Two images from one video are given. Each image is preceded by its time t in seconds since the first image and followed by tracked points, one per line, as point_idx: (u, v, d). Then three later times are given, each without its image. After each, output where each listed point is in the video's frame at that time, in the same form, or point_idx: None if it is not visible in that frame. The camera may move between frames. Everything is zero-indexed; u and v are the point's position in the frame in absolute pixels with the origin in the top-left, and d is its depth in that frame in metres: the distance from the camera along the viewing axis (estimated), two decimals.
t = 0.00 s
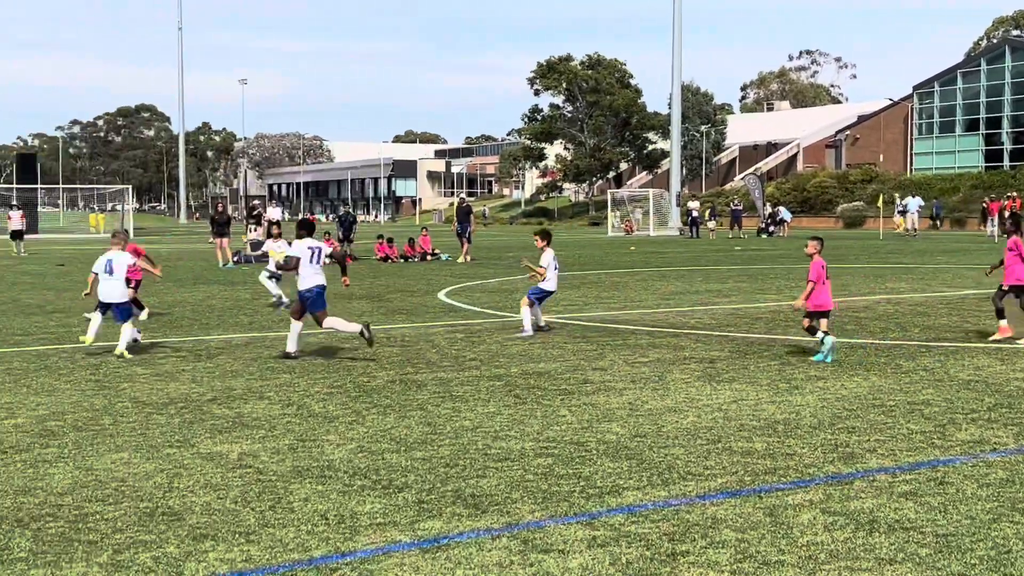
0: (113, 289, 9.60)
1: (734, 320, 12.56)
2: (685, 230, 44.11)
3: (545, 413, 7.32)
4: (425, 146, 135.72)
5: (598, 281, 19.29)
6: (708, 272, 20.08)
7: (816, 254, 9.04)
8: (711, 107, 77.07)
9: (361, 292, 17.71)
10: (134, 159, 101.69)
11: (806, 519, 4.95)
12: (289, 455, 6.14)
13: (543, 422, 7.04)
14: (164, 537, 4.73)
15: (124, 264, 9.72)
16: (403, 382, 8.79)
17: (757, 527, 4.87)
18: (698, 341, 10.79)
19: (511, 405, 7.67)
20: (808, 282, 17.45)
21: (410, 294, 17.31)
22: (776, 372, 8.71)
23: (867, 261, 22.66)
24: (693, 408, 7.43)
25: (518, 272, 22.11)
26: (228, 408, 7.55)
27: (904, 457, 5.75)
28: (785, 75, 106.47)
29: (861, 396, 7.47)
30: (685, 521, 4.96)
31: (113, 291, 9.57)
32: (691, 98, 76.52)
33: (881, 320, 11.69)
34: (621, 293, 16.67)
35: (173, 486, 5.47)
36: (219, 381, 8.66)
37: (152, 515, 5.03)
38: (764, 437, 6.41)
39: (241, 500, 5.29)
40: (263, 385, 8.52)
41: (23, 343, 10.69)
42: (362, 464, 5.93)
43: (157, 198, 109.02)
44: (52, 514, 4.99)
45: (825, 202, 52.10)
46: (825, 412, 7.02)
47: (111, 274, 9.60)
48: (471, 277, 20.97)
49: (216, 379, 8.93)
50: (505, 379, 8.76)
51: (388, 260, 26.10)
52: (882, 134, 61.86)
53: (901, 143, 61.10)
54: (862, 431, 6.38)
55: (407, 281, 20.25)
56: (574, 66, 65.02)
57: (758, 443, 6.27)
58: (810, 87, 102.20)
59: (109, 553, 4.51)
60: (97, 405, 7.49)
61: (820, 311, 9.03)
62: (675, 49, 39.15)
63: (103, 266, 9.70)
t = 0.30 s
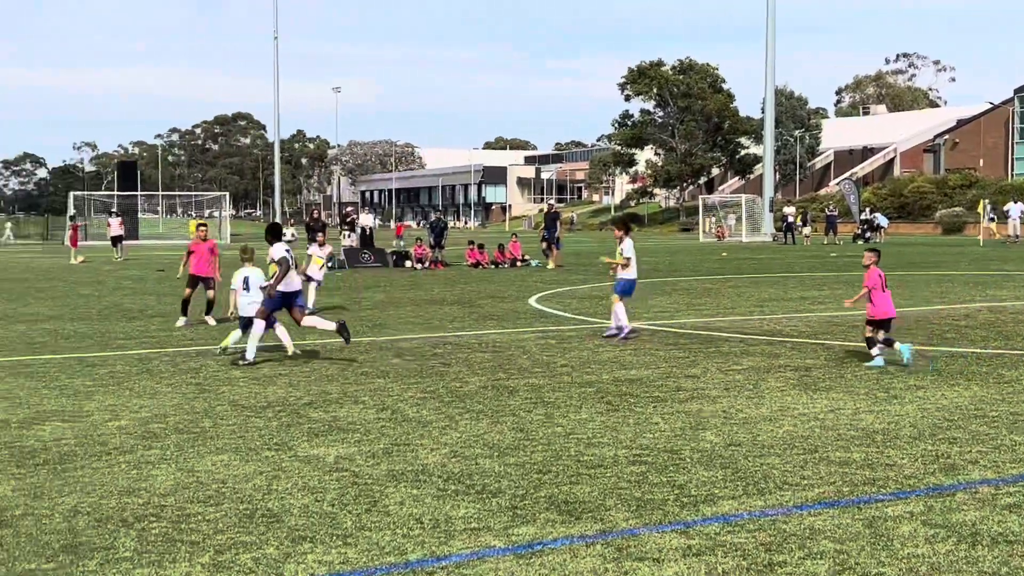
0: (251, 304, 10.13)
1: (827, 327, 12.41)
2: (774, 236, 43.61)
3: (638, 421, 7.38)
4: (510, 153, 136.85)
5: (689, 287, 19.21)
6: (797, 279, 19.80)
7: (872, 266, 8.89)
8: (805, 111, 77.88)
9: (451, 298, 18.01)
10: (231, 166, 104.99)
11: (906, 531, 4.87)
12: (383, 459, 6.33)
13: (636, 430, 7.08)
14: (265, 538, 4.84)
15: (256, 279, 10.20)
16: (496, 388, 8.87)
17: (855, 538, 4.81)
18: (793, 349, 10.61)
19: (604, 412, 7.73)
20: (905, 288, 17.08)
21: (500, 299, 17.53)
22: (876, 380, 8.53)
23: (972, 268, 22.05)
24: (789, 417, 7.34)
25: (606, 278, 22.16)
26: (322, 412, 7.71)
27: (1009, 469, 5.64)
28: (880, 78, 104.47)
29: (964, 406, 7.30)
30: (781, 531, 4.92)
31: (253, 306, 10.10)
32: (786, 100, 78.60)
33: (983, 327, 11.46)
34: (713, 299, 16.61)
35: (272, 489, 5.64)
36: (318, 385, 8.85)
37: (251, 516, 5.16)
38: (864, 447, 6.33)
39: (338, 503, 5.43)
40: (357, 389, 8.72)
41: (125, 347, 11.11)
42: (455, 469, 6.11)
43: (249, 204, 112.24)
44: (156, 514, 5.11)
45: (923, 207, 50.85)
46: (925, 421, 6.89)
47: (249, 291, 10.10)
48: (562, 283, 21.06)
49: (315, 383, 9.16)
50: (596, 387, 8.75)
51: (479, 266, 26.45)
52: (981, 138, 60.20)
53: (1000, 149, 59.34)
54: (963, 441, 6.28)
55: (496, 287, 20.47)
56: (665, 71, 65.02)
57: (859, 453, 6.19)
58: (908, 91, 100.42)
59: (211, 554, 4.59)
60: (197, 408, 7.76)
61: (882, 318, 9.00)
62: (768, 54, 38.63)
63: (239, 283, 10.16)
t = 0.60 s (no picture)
0: (334, 299, 10.73)
1: (903, 335, 12.11)
2: (852, 242, 42.70)
3: (709, 429, 7.31)
4: (583, 158, 136.73)
5: (763, 294, 18.94)
6: (875, 287, 19.39)
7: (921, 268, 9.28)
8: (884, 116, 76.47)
9: (522, 303, 18.08)
10: (308, 172, 107.02)
11: (983, 544, 4.76)
12: (453, 464, 6.39)
13: (708, 438, 7.01)
14: (335, 542, 4.93)
15: (335, 275, 10.85)
16: (566, 394, 8.85)
17: (930, 550, 4.70)
18: (868, 358, 10.40)
19: (674, 420, 7.68)
20: (988, 297, 16.58)
21: (571, 305, 17.52)
22: (954, 391, 8.28)
23: None
24: (862, 426, 7.20)
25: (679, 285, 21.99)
26: (393, 417, 7.82)
27: None
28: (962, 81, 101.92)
29: None
30: (854, 542, 4.84)
31: (339, 300, 10.72)
32: (864, 106, 77.60)
33: None
34: (789, 306, 16.34)
35: (343, 492, 5.74)
36: (389, 390, 8.95)
37: (322, 520, 5.27)
38: (940, 457, 6.21)
39: (408, 507, 5.51)
40: (429, 394, 8.82)
41: (201, 351, 11.41)
42: (524, 475, 6.14)
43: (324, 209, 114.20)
44: (229, 517, 5.24)
45: (1005, 212, 49.35)
46: (1001, 433, 6.73)
47: (332, 287, 10.70)
48: (635, 290, 20.95)
49: (386, 388, 9.21)
50: (667, 395, 8.69)
51: (551, 272, 26.45)
52: None
53: None
54: None
55: (567, 293, 20.47)
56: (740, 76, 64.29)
57: (935, 463, 6.07)
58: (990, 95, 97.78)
59: (282, 557, 4.69)
60: (271, 411, 7.94)
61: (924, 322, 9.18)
62: (846, 59, 37.86)
63: (319, 280, 10.69)
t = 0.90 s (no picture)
0: (371, 299, 10.96)
1: (959, 342, 11.92)
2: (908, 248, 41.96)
3: (756, 435, 7.23)
4: (634, 164, 136.30)
5: (814, 300, 18.74)
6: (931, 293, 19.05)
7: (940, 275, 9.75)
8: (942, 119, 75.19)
9: (571, 308, 18.08)
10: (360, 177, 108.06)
11: None
12: (498, 468, 6.42)
13: (755, 445, 6.95)
14: (379, 545, 4.98)
15: (373, 275, 11.14)
16: (612, 400, 8.83)
17: (981, 560, 4.62)
18: (921, 365, 10.23)
19: (722, 426, 7.62)
20: None
21: (620, 310, 17.47)
22: (1010, 399, 8.13)
23: None
24: (914, 433, 7.09)
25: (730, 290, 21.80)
26: (440, 421, 7.88)
27: None
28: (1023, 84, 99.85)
29: None
30: (902, 551, 4.77)
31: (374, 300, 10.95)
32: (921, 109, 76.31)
33: None
34: (841, 312, 16.13)
35: (388, 495, 5.79)
36: (435, 394, 9.00)
37: (367, 522, 5.32)
38: (993, 467, 6.11)
39: (452, 511, 5.55)
40: (476, 398, 8.86)
41: (252, 354, 11.59)
42: (569, 481, 6.14)
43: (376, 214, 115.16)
44: (274, 519, 5.32)
45: None
46: None
47: (370, 286, 10.97)
48: (685, 295, 20.82)
49: (432, 392, 9.27)
50: (716, 401, 8.62)
51: (601, 277, 26.37)
52: None
53: None
54: None
55: (616, 298, 20.42)
56: (795, 80, 63.51)
57: (987, 473, 5.97)
58: None
59: (327, 558, 4.75)
60: (320, 414, 8.05)
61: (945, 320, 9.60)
62: (903, 63, 37.25)
63: (357, 278, 10.96)
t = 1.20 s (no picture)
0: (386, 300, 11.41)
1: (996, 348, 11.76)
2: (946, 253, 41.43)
3: (787, 440, 7.17)
4: (667, 167, 135.85)
5: (849, 305, 18.55)
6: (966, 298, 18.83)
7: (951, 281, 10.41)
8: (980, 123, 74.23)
9: (603, 312, 18.05)
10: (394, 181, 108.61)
11: None
12: (526, 472, 6.42)
13: (785, 450, 6.89)
14: (405, 547, 5.01)
15: (392, 279, 11.53)
16: (642, 404, 8.81)
17: (1014, 568, 4.56)
18: (956, 370, 10.10)
19: (752, 431, 7.56)
20: None
21: (652, 314, 17.42)
22: None
23: None
24: (946, 439, 7.01)
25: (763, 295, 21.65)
26: (469, 424, 7.89)
27: None
28: None
29: None
30: (932, 558, 4.72)
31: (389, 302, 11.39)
32: (959, 113, 75.38)
33: None
34: (876, 317, 15.98)
35: (415, 498, 5.82)
36: (464, 397, 9.02)
37: (393, 524, 5.35)
38: None
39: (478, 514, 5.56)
40: (505, 401, 8.87)
41: (283, 356, 11.71)
42: (597, 484, 6.13)
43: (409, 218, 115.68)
44: (301, 520, 5.37)
45: None
46: None
47: (387, 289, 11.39)
48: (718, 299, 20.70)
49: (461, 395, 9.29)
50: (747, 405, 8.56)
51: (634, 281, 26.29)
52: None
53: None
54: None
55: (648, 302, 20.37)
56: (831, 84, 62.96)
57: (1021, 480, 5.89)
58: None
59: (352, 561, 4.79)
60: (348, 417, 8.09)
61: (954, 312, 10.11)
62: (939, 66, 36.81)
63: (375, 280, 11.41)
